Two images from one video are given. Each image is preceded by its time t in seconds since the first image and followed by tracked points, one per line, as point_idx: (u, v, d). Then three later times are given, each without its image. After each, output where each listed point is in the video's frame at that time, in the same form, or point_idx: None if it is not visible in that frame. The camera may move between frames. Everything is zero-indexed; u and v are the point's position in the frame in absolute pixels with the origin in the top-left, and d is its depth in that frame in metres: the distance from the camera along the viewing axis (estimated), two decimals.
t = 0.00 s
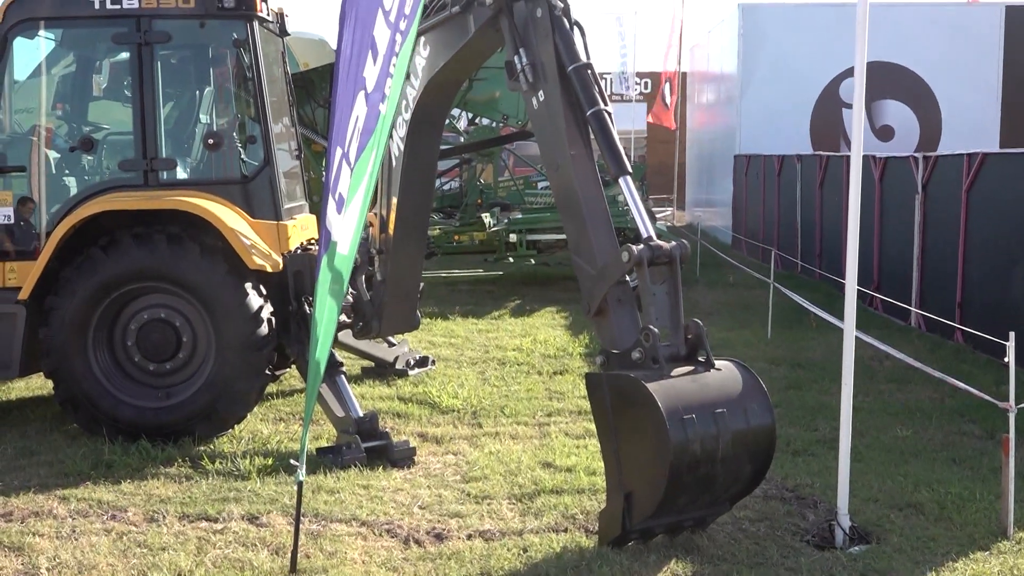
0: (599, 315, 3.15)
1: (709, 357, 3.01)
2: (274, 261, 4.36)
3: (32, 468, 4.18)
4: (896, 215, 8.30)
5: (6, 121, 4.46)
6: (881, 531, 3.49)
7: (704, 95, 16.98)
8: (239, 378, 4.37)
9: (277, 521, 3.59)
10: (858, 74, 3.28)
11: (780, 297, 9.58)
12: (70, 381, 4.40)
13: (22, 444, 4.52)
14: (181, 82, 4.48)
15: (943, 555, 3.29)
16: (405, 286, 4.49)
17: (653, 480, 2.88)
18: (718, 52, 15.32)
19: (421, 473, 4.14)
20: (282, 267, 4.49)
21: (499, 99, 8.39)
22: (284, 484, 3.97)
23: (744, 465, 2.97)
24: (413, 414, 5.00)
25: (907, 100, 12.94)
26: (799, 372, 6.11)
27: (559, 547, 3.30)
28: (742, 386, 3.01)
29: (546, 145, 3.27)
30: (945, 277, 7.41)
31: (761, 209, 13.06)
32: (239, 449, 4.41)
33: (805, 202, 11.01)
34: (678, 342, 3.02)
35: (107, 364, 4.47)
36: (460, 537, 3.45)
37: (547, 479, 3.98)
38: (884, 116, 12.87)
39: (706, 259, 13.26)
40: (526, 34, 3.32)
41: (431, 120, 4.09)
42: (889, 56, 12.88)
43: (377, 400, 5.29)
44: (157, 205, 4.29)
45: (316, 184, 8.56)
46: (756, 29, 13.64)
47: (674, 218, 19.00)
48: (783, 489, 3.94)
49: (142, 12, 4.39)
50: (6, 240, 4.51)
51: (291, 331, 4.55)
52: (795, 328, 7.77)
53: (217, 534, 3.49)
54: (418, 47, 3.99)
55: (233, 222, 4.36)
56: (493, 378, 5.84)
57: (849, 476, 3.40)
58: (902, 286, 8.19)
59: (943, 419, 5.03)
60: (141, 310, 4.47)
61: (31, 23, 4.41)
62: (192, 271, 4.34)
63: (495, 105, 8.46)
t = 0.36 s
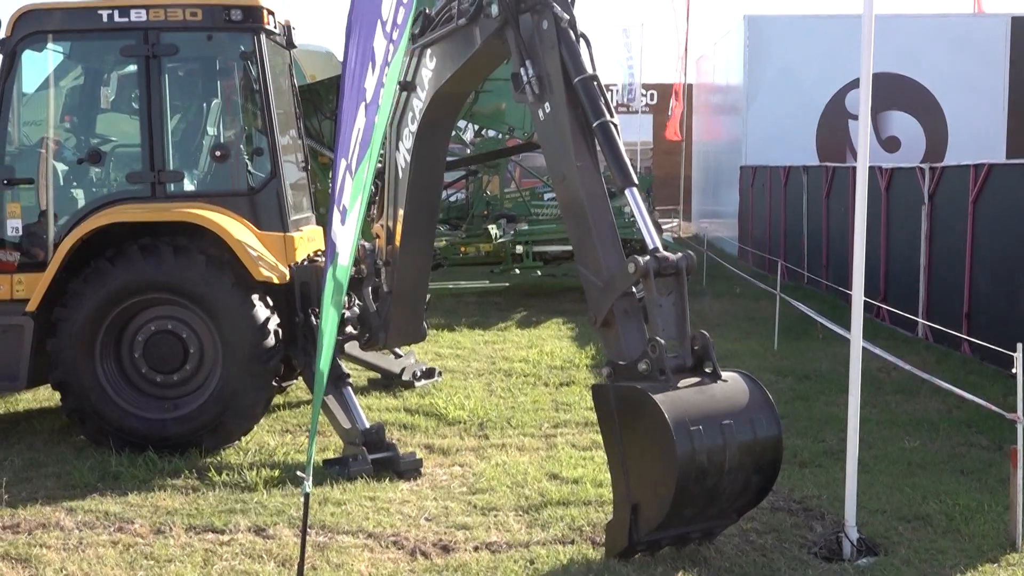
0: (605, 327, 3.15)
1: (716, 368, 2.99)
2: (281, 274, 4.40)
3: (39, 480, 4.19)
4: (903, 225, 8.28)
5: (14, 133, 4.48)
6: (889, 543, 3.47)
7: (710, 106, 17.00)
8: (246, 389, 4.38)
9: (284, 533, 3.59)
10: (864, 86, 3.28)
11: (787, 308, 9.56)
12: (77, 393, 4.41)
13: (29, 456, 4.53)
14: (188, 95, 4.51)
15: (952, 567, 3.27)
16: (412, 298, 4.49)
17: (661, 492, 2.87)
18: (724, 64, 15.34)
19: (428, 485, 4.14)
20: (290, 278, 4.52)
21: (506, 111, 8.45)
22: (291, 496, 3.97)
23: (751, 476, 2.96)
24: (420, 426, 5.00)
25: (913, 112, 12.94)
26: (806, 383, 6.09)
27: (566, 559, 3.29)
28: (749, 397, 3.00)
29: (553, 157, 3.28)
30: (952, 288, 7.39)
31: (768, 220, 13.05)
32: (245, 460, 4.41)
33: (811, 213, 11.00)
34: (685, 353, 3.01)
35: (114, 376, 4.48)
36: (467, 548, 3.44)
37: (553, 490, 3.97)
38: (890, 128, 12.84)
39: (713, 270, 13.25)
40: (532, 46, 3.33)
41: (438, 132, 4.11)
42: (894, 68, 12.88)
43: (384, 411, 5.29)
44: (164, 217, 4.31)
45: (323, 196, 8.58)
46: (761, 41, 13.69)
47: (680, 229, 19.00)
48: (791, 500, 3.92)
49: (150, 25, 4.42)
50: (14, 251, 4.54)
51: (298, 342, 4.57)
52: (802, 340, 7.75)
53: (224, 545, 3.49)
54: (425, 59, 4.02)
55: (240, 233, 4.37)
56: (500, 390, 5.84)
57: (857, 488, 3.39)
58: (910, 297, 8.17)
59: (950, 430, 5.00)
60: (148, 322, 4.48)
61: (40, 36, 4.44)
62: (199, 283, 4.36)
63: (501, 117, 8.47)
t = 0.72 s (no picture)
0: (615, 335, 3.15)
1: (726, 376, 2.99)
2: (292, 282, 4.42)
3: (50, 487, 4.20)
4: (914, 233, 8.25)
5: (27, 141, 4.52)
6: (901, 552, 3.45)
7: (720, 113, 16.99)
8: (257, 396, 4.40)
9: (293, 541, 3.59)
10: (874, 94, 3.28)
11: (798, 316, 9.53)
12: (88, 401, 4.43)
13: (40, 463, 4.55)
14: (200, 103, 4.53)
15: None
16: (422, 306, 4.51)
17: (670, 501, 2.86)
18: (734, 72, 15.32)
19: (438, 493, 4.14)
20: (300, 286, 4.53)
21: (516, 119, 8.42)
22: (301, 503, 3.97)
23: (762, 485, 2.95)
24: (430, 433, 5.00)
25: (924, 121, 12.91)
26: (816, 392, 6.07)
27: (575, 567, 3.28)
28: (760, 406, 2.99)
29: (563, 165, 3.29)
30: (964, 296, 7.35)
31: (778, 228, 13.01)
32: (255, 468, 4.42)
33: (822, 221, 10.96)
34: (696, 361, 3.00)
35: (125, 383, 4.50)
36: (476, 556, 3.43)
37: (563, 498, 3.96)
38: (901, 135, 12.86)
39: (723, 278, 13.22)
40: (542, 55, 3.34)
41: (448, 141, 4.12)
42: (905, 76, 12.85)
43: (394, 419, 5.30)
44: (175, 225, 4.33)
45: (334, 203, 8.61)
46: (771, 48, 13.68)
47: (690, 237, 18.98)
48: (801, 509, 3.90)
49: (162, 34, 4.45)
50: (25, 259, 4.57)
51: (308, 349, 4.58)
52: (813, 348, 7.72)
53: (234, 553, 3.50)
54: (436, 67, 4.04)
55: (251, 241, 4.39)
56: (510, 397, 5.83)
57: (868, 496, 3.37)
58: (921, 305, 8.13)
59: (961, 439, 4.97)
60: (159, 329, 4.50)
61: (53, 45, 4.48)
62: (211, 290, 4.38)
63: (511, 125, 8.46)
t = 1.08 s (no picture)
0: (629, 346, 3.14)
1: (740, 388, 2.97)
2: (305, 292, 4.43)
3: (65, 497, 4.23)
4: (929, 243, 8.21)
5: (43, 153, 4.57)
6: (916, 564, 3.42)
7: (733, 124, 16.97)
8: (271, 408, 4.41)
9: (307, 551, 3.60)
10: (889, 104, 3.26)
11: (812, 326, 9.48)
12: (102, 412, 4.45)
13: (56, 473, 4.58)
14: (214, 115, 4.57)
15: None
16: (435, 317, 4.51)
17: (685, 513, 2.85)
18: (748, 81, 15.29)
19: (451, 504, 4.13)
20: (313, 297, 4.53)
21: (529, 130, 8.40)
22: (314, 514, 3.98)
23: (777, 497, 2.93)
24: (443, 444, 5.00)
25: (938, 130, 12.86)
26: (831, 403, 6.03)
27: None
28: (774, 417, 2.98)
29: (576, 176, 3.29)
30: (979, 306, 7.30)
31: (792, 239, 12.97)
32: (269, 479, 4.43)
33: (836, 231, 10.92)
34: (710, 372, 2.99)
35: (139, 395, 4.52)
36: (489, 568, 3.43)
37: (576, 510, 3.95)
38: (915, 144, 12.84)
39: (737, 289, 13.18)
40: (555, 66, 3.35)
41: (461, 152, 4.14)
42: (919, 85, 12.81)
43: (408, 429, 5.30)
44: (189, 236, 4.36)
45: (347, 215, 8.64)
46: (784, 58, 13.66)
47: (704, 248, 18.94)
48: (816, 521, 3.88)
49: (176, 46, 4.49)
50: (42, 270, 4.61)
51: (321, 361, 4.59)
52: (827, 359, 7.68)
53: (247, 564, 3.50)
54: (449, 78, 4.06)
55: (264, 252, 4.41)
56: (523, 408, 5.82)
57: (883, 507, 3.32)
58: (936, 316, 8.08)
59: (977, 451, 4.93)
60: (173, 340, 4.53)
61: (69, 57, 4.53)
62: (225, 302, 4.40)
63: (523, 135, 8.46)
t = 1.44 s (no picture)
0: (641, 360, 3.14)
1: (753, 403, 2.96)
2: (318, 306, 4.44)
3: (78, 512, 4.24)
4: (943, 257, 8.16)
5: (58, 168, 4.63)
6: None
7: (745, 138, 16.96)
8: (283, 422, 4.42)
9: (319, 566, 3.60)
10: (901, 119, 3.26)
11: (825, 341, 9.43)
12: (115, 427, 4.47)
13: (69, 488, 4.60)
14: (228, 130, 4.60)
15: None
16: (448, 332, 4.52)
17: (696, 528, 2.83)
18: (760, 96, 15.29)
19: (463, 519, 4.12)
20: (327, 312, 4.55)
21: (541, 144, 8.44)
22: (326, 529, 3.98)
23: (790, 513, 2.91)
24: (456, 459, 4.99)
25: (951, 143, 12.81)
26: (844, 418, 5.99)
27: None
28: (787, 432, 2.96)
29: (588, 190, 3.30)
30: (993, 321, 7.24)
31: (805, 253, 12.92)
32: (282, 493, 4.44)
33: (849, 245, 10.88)
34: (723, 387, 2.99)
35: (152, 409, 4.54)
36: None
37: (589, 525, 3.93)
38: (927, 158, 12.77)
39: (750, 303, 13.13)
40: (567, 81, 3.36)
41: (474, 167, 4.15)
42: (932, 99, 12.78)
43: (420, 444, 5.29)
44: (202, 251, 4.39)
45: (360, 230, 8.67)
46: (796, 73, 13.69)
47: (716, 262, 18.90)
48: (830, 536, 3.85)
49: (191, 62, 4.53)
50: (56, 284, 4.65)
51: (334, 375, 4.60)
52: (840, 374, 7.63)
53: None
54: (461, 93, 4.08)
55: (278, 267, 4.43)
56: (535, 423, 5.81)
57: (898, 524, 3.30)
58: (951, 330, 8.02)
59: (993, 466, 4.88)
60: (186, 355, 4.55)
61: (84, 73, 4.58)
62: (238, 316, 4.41)
63: (536, 150, 8.47)
